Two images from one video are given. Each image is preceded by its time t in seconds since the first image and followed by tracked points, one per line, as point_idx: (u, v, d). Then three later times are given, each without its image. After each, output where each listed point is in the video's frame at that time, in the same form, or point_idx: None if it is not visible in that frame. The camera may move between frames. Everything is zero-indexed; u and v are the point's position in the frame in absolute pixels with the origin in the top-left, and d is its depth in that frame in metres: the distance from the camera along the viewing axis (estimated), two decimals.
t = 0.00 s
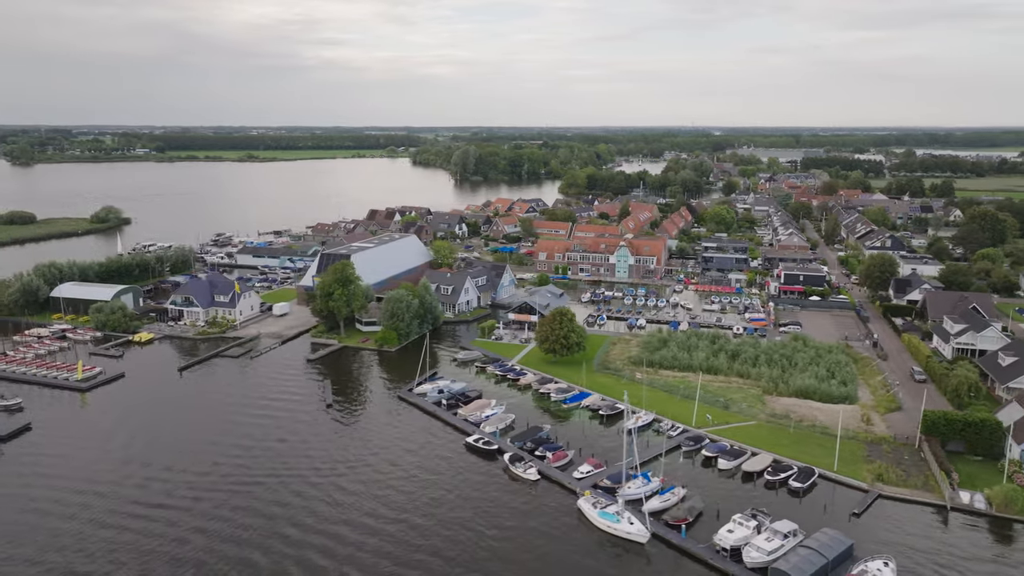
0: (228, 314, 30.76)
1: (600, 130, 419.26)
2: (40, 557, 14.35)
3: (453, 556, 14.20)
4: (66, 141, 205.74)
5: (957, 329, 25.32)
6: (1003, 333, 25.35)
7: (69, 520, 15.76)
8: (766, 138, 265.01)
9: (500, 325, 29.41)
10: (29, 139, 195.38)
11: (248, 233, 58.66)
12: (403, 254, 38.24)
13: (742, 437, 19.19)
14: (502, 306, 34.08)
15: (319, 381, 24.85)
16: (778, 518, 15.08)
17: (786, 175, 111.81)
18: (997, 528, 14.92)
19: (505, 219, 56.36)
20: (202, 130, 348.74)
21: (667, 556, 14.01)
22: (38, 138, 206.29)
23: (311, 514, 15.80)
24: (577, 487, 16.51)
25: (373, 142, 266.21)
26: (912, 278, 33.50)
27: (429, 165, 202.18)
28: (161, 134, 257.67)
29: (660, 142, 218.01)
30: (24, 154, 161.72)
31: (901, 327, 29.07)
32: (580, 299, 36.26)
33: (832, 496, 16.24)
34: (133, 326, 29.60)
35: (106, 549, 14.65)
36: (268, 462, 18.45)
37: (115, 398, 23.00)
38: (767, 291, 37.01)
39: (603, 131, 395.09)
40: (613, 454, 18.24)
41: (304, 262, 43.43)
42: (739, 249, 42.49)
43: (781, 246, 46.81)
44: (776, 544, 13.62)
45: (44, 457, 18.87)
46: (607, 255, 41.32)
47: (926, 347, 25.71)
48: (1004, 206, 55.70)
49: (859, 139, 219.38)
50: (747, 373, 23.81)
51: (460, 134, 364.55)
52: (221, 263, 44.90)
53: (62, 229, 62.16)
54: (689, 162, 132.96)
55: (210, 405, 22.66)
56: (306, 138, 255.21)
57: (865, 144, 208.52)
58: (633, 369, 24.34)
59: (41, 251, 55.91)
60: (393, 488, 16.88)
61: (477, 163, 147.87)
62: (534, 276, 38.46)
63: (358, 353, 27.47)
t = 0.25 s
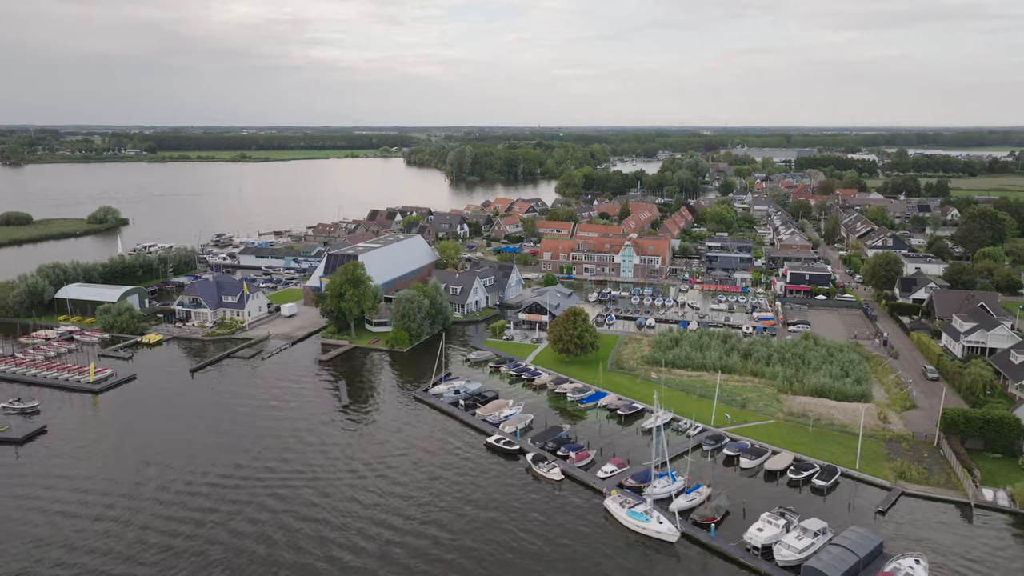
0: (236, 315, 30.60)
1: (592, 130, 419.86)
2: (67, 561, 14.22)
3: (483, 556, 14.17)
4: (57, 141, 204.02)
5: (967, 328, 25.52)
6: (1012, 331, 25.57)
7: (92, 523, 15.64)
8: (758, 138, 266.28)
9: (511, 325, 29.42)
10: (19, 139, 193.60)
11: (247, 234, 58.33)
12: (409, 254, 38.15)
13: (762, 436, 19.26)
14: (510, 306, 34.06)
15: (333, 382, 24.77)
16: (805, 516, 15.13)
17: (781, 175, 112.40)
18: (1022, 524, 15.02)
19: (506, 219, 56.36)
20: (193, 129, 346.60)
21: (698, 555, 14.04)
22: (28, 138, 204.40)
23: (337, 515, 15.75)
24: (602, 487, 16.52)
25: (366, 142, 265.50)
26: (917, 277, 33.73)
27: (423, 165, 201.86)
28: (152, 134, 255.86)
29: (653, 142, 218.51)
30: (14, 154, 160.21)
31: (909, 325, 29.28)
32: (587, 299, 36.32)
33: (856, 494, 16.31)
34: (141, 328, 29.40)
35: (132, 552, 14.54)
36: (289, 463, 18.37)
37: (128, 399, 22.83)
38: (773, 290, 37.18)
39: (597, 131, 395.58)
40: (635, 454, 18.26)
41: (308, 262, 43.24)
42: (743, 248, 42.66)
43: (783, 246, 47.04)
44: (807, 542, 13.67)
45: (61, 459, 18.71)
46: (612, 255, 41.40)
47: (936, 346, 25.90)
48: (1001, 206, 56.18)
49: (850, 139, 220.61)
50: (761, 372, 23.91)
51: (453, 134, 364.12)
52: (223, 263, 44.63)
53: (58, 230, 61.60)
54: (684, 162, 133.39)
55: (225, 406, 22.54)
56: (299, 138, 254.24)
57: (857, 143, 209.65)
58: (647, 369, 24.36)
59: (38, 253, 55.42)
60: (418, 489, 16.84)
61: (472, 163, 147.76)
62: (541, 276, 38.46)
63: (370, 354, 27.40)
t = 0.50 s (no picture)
0: (244, 316, 30.49)
1: (587, 130, 420.45)
2: (92, 564, 14.15)
3: (511, 557, 14.20)
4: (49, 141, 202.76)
5: (976, 326, 25.66)
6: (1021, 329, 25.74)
7: (115, 525, 15.57)
8: (753, 139, 267.20)
9: (521, 325, 29.41)
10: (11, 139, 192.29)
11: (248, 234, 58.10)
12: (415, 254, 38.08)
13: (779, 434, 19.33)
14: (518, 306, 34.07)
15: (346, 383, 24.71)
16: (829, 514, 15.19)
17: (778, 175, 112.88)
18: None
19: (509, 219, 56.34)
20: (186, 129, 345.24)
21: (725, 554, 14.09)
22: (20, 138, 203.05)
23: (361, 516, 15.74)
24: (624, 487, 16.55)
25: (361, 142, 264.93)
26: (923, 275, 33.91)
27: (419, 165, 201.64)
28: (145, 134, 254.43)
29: (649, 142, 218.89)
30: (7, 154, 159.14)
31: (917, 324, 29.44)
32: (594, 298, 36.36)
33: (877, 492, 16.39)
34: (149, 329, 29.25)
35: (157, 554, 14.48)
36: (308, 463, 18.33)
37: (140, 401, 22.73)
38: (779, 289, 37.31)
39: (591, 130, 396.08)
40: (654, 454, 18.29)
41: (312, 262, 43.08)
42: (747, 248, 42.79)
43: (785, 245, 47.20)
44: (834, 540, 13.73)
45: (77, 460, 18.61)
46: (617, 255, 41.45)
47: (946, 344, 26.04)
48: (1000, 205, 56.56)
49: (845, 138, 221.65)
50: (774, 371, 24.00)
51: (448, 134, 363.96)
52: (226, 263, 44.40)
53: (57, 230, 61.18)
54: (681, 162, 133.70)
55: (239, 407, 22.46)
56: (293, 138, 253.55)
57: (852, 143, 210.59)
58: (660, 368, 24.42)
59: (38, 254, 55.09)
60: (440, 491, 16.83)
61: (469, 163, 147.72)
62: (547, 276, 38.46)
63: (381, 354, 27.35)
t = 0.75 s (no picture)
0: (255, 317, 30.36)
1: (582, 130, 420.99)
2: (123, 567, 14.07)
3: (543, 558, 14.22)
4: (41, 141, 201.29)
5: (987, 325, 25.83)
6: None
7: (142, 526, 15.49)
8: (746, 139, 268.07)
9: (533, 325, 29.44)
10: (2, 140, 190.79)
11: (250, 235, 57.85)
12: (423, 255, 38.02)
13: (800, 434, 19.40)
14: (527, 306, 34.07)
15: (361, 384, 24.65)
16: (857, 513, 15.25)
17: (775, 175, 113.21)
18: None
19: (511, 219, 56.33)
20: (179, 129, 343.66)
21: (756, 552, 14.14)
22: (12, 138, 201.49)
23: (389, 518, 15.71)
24: (651, 486, 16.58)
25: (355, 142, 264.18)
26: (929, 274, 34.11)
27: (414, 165, 201.28)
28: (138, 135, 253.02)
29: (644, 142, 219.25)
30: None
31: (927, 323, 29.59)
32: (602, 298, 36.41)
33: (901, 490, 16.47)
34: (160, 330, 29.09)
35: (187, 556, 14.43)
36: (331, 465, 18.28)
37: (156, 402, 22.61)
38: (785, 288, 37.47)
39: (586, 130, 396.56)
40: (677, 453, 18.33)
41: (317, 262, 42.93)
42: (753, 248, 42.92)
43: (789, 244, 47.39)
44: (866, 538, 13.79)
45: (98, 461, 18.50)
46: (623, 255, 41.49)
47: (957, 343, 26.18)
48: (999, 205, 56.92)
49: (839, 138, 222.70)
50: (789, 370, 24.09)
51: (443, 134, 363.76)
52: (230, 264, 44.10)
53: (56, 231, 60.74)
54: (677, 162, 133.95)
55: (256, 408, 22.39)
56: (288, 138, 252.68)
57: (846, 143, 211.62)
58: (676, 368, 24.47)
59: (38, 255, 54.72)
60: (466, 492, 16.82)
61: (466, 163, 147.68)
62: (554, 276, 38.48)
63: (394, 355, 27.31)
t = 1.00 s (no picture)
0: (264, 318, 30.27)
1: (577, 130, 421.33)
2: (150, 569, 14.01)
3: (572, 558, 14.21)
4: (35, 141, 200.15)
5: (997, 324, 25.94)
6: None
7: (166, 528, 15.42)
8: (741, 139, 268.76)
9: (544, 325, 29.43)
10: None
11: (252, 235, 57.62)
12: (430, 255, 37.94)
13: (818, 433, 19.46)
14: (536, 306, 34.05)
15: (374, 385, 24.60)
16: (882, 511, 15.30)
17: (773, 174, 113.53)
18: None
19: (514, 219, 56.33)
20: (173, 129, 342.27)
21: (784, 551, 14.18)
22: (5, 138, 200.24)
23: (415, 519, 15.68)
24: (675, 485, 16.60)
25: (351, 142, 263.63)
26: (936, 274, 34.25)
27: (411, 165, 200.99)
28: (132, 134, 251.91)
29: (640, 142, 219.54)
30: None
31: (935, 322, 29.71)
32: (610, 298, 36.43)
33: (923, 489, 16.53)
34: (169, 331, 28.95)
35: (214, 558, 14.36)
36: (352, 466, 18.23)
37: (170, 403, 22.52)
38: (792, 288, 37.57)
39: (581, 130, 396.88)
40: (698, 452, 18.37)
41: (322, 262, 42.80)
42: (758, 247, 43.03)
43: (793, 244, 47.53)
44: (894, 537, 13.84)
45: (117, 462, 18.40)
46: (629, 254, 41.53)
47: (968, 342, 26.28)
48: (999, 204, 57.25)
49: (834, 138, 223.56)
50: (803, 369, 24.16)
51: (439, 134, 363.49)
52: (234, 264, 43.83)
53: (55, 232, 60.36)
54: (675, 162, 134.18)
55: (271, 409, 22.32)
56: (283, 138, 252.02)
57: (841, 143, 212.47)
58: (690, 368, 24.51)
59: (38, 255, 54.41)
60: (489, 492, 16.81)
61: (464, 163, 147.61)
62: (562, 276, 38.47)
63: (406, 355, 27.27)
